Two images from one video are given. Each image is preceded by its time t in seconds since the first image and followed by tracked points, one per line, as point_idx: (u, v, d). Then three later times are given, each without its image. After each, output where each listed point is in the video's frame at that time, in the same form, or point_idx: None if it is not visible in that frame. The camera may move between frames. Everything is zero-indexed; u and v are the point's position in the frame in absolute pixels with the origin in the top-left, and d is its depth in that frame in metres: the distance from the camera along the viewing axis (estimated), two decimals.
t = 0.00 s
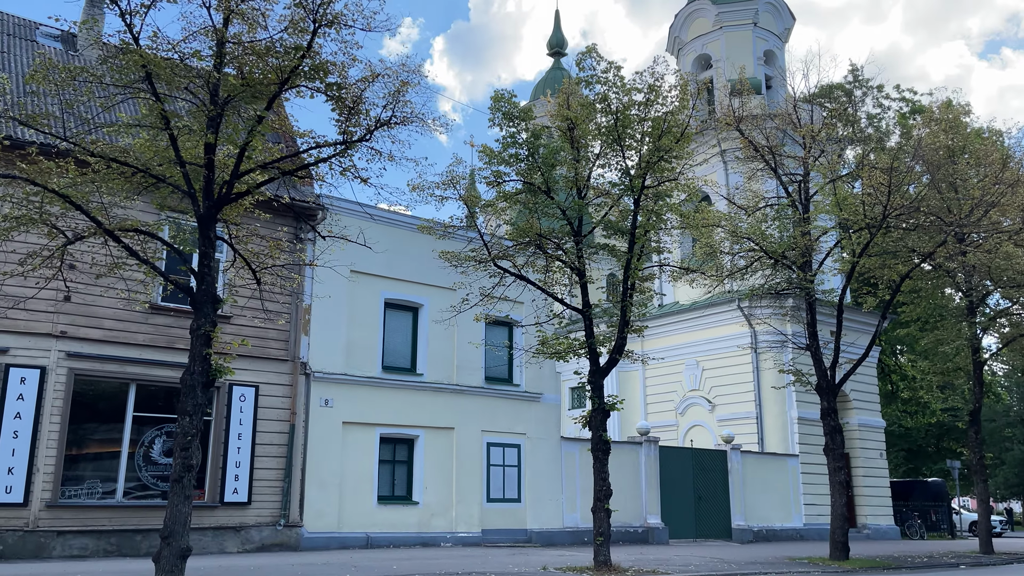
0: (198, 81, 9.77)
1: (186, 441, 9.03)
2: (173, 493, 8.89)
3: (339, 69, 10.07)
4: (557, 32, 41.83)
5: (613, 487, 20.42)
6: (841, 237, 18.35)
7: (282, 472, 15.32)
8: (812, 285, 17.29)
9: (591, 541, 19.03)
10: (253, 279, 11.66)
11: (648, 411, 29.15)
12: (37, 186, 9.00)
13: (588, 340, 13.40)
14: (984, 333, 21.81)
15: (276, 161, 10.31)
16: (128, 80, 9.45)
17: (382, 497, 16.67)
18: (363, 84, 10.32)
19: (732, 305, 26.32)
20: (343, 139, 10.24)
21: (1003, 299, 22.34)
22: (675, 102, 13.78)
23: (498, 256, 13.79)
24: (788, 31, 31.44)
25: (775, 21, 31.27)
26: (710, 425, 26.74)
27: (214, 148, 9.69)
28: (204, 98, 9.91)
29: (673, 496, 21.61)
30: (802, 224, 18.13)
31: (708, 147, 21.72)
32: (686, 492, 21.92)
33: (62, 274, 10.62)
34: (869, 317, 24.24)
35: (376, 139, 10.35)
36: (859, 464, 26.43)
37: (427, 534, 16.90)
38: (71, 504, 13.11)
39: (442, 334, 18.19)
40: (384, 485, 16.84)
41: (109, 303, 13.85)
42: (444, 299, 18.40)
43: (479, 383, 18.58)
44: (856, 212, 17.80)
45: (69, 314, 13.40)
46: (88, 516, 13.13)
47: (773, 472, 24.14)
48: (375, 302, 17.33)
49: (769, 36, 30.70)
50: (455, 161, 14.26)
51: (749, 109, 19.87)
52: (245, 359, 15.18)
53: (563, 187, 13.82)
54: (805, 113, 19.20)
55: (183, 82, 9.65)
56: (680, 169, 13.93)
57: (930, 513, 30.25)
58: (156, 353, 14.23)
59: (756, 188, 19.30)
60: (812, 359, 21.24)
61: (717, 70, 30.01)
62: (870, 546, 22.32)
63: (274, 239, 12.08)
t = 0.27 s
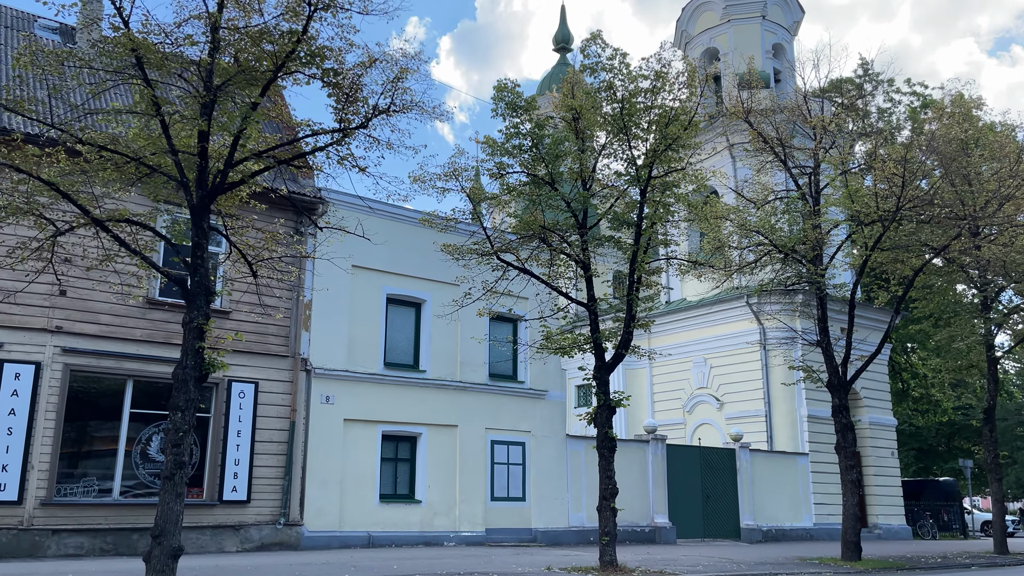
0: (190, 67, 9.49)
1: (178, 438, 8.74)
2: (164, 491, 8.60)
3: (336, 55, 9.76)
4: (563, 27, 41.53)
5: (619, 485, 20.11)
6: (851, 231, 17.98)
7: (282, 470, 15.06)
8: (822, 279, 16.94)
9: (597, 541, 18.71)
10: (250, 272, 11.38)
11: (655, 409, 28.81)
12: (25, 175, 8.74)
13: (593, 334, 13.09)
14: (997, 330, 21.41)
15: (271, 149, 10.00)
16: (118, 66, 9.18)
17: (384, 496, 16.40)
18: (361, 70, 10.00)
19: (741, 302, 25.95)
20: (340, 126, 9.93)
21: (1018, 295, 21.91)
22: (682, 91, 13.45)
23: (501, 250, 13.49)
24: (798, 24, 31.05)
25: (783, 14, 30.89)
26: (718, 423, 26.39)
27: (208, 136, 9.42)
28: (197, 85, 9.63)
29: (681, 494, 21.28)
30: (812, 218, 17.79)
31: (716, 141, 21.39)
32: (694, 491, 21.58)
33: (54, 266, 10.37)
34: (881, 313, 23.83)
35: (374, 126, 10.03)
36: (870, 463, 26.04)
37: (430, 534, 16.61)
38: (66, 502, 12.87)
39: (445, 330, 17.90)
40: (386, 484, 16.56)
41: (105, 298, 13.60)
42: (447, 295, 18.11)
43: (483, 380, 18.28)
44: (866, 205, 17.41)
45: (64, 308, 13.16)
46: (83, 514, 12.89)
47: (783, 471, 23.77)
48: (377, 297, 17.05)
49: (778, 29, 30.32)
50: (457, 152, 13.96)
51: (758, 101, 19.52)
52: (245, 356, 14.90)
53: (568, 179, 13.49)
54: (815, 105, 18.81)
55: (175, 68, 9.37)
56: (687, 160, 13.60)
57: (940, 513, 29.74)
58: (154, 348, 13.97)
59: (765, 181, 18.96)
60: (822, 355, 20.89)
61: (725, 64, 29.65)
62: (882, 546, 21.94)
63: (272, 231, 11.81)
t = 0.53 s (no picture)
0: (177, 56, 9.18)
1: (164, 440, 8.40)
2: (150, 496, 8.27)
3: (329, 44, 9.45)
4: (565, 27, 41.24)
5: (623, 489, 19.76)
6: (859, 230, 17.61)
7: (277, 473, 14.73)
8: (830, 278, 16.57)
9: (600, 546, 18.35)
10: (242, 269, 11.06)
11: (659, 411, 28.46)
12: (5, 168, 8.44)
13: (595, 334, 12.76)
14: (1008, 331, 21.02)
15: (259, 140, 9.59)
16: (103, 55, 8.88)
17: (383, 499, 16.07)
18: (355, 61, 9.69)
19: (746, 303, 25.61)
20: (333, 118, 9.58)
21: None
22: (686, 85, 13.12)
23: (501, 247, 13.15)
24: (804, 22, 30.70)
25: (788, 12, 30.56)
26: (723, 425, 26.02)
27: (197, 128, 9.12)
28: (186, 76, 9.32)
29: (685, 498, 20.92)
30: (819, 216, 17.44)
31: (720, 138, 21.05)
32: (699, 495, 21.21)
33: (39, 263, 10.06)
34: (889, 314, 23.44)
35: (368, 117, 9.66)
36: (877, 466, 25.65)
37: (429, 538, 16.27)
38: (55, 507, 12.55)
39: (445, 331, 17.58)
40: (384, 487, 16.23)
41: (96, 297, 13.30)
42: (447, 295, 17.79)
43: (484, 381, 17.95)
44: (874, 203, 17.03)
45: (54, 308, 12.86)
46: (73, 518, 12.56)
47: (789, 474, 23.39)
48: (375, 297, 16.73)
49: (783, 27, 29.98)
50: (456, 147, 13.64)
51: (763, 98, 19.19)
52: (239, 356, 14.59)
53: (569, 175, 13.17)
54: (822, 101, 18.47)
55: (162, 58, 9.06)
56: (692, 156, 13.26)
57: (949, 518, 29.27)
58: (146, 349, 13.67)
59: (771, 179, 18.61)
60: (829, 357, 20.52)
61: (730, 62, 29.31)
62: (890, 551, 21.54)
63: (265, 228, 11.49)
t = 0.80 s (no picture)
0: (160, 43, 8.93)
1: (142, 439, 8.11)
2: (126, 496, 7.97)
3: (316, 31, 9.19)
4: (564, 27, 41.00)
5: (621, 491, 19.45)
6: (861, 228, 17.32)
7: (267, 474, 14.43)
8: (831, 276, 16.27)
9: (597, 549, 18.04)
10: (228, 265, 10.77)
11: (658, 413, 28.15)
12: None
13: (592, 332, 12.47)
14: (1011, 331, 20.73)
15: (247, 132, 9.37)
16: (82, 41, 8.61)
17: (375, 502, 15.76)
18: (343, 48, 9.42)
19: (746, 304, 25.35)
20: (320, 107, 9.32)
21: None
22: (684, 78, 12.83)
23: (495, 243, 12.85)
24: (804, 20, 30.47)
25: (789, 11, 30.31)
26: (723, 427, 25.71)
27: (180, 117, 8.88)
28: (169, 64, 9.05)
29: (684, 501, 20.60)
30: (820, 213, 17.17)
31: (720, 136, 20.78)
32: (698, 497, 20.89)
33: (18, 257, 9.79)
34: (890, 315, 23.15)
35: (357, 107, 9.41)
36: (879, 469, 25.33)
37: (423, 542, 15.96)
38: (38, 509, 12.26)
39: (440, 330, 17.30)
40: (377, 489, 15.93)
41: (82, 294, 13.02)
42: (442, 293, 17.51)
43: (479, 381, 17.66)
44: (877, 200, 16.75)
45: (38, 306, 12.59)
46: (56, 520, 12.26)
47: (790, 477, 23.08)
48: (368, 295, 16.44)
49: (783, 26, 29.72)
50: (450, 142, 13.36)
51: (763, 95, 18.92)
52: (228, 355, 14.32)
53: (565, 169, 12.90)
54: (823, 98, 18.21)
55: (144, 45, 8.80)
56: (690, 150, 12.98)
57: (949, 521, 29.12)
58: (133, 347, 13.39)
59: (771, 177, 18.33)
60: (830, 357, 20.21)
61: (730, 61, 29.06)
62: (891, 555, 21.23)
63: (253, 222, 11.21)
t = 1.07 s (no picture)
0: (136, 38, 8.65)
1: (112, 446, 7.81)
2: (94, 506, 7.67)
3: (297, 25, 8.92)
4: (559, 30, 40.85)
5: (613, 499, 19.16)
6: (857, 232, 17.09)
7: (251, 482, 14.12)
8: (826, 280, 16.03)
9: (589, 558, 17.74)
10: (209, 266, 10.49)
11: (652, 419, 27.88)
12: None
13: (582, 337, 12.20)
14: (1008, 337, 20.50)
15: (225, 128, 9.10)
16: (54, 35, 8.34)
17: (363, 509, 15.45)
18: (325, 43, 9.15)
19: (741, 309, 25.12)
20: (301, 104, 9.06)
21: None
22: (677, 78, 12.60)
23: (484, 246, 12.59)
24: (799, 24, 30.31)
25: (784, 14, 30.16)
26: (717, 433, 25.44)
27: (156, 113, 8.60)
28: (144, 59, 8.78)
29: (678, 509, 20.32)
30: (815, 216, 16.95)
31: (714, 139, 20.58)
32: (692, 505, 20.61)
33: None
34: (887, 321, 22.90)
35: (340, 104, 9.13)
36: (875, 476, 25.08)
37: (411, 550, 15.65)
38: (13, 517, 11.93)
39: (430, 335, 17.01)
40: (364, 497, 15.62)
41: (60, 297, 12.72)
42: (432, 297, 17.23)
43: (470, 387, 17.38)
44: (873, 203, 16.56)
45: (15, 308, 12.29)
46: (32, 529, 11.93)
47: (785, 484, 22.80)
48: (356, 299, 16.16)
49: (778, 30, 29.56)
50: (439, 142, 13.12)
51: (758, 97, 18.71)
52: (212, 359, 14.03)
53: (556, 171, 12.64)
54: (818, 101, 18.00)
55: (118, 39, 8.54)
56: (683, 151, 12.74)
57: (948, 529, 28.82)
58: (113, 351, 13.09)
59: (766, 180, 18.09)
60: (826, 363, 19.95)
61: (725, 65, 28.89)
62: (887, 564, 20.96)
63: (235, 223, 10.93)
